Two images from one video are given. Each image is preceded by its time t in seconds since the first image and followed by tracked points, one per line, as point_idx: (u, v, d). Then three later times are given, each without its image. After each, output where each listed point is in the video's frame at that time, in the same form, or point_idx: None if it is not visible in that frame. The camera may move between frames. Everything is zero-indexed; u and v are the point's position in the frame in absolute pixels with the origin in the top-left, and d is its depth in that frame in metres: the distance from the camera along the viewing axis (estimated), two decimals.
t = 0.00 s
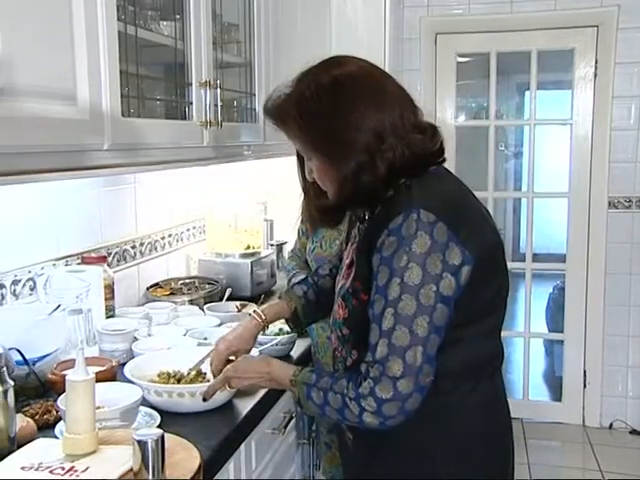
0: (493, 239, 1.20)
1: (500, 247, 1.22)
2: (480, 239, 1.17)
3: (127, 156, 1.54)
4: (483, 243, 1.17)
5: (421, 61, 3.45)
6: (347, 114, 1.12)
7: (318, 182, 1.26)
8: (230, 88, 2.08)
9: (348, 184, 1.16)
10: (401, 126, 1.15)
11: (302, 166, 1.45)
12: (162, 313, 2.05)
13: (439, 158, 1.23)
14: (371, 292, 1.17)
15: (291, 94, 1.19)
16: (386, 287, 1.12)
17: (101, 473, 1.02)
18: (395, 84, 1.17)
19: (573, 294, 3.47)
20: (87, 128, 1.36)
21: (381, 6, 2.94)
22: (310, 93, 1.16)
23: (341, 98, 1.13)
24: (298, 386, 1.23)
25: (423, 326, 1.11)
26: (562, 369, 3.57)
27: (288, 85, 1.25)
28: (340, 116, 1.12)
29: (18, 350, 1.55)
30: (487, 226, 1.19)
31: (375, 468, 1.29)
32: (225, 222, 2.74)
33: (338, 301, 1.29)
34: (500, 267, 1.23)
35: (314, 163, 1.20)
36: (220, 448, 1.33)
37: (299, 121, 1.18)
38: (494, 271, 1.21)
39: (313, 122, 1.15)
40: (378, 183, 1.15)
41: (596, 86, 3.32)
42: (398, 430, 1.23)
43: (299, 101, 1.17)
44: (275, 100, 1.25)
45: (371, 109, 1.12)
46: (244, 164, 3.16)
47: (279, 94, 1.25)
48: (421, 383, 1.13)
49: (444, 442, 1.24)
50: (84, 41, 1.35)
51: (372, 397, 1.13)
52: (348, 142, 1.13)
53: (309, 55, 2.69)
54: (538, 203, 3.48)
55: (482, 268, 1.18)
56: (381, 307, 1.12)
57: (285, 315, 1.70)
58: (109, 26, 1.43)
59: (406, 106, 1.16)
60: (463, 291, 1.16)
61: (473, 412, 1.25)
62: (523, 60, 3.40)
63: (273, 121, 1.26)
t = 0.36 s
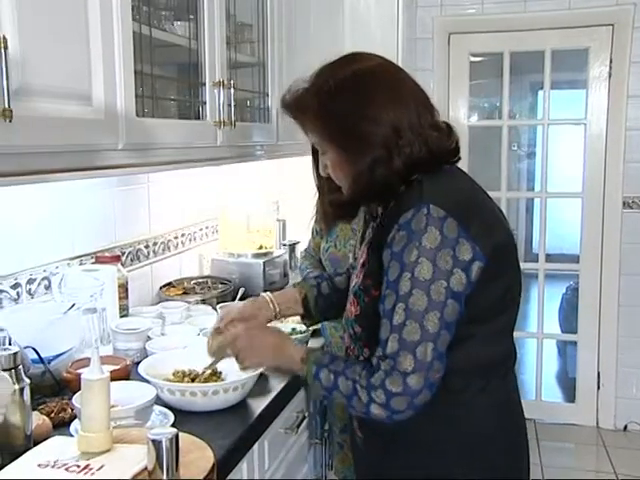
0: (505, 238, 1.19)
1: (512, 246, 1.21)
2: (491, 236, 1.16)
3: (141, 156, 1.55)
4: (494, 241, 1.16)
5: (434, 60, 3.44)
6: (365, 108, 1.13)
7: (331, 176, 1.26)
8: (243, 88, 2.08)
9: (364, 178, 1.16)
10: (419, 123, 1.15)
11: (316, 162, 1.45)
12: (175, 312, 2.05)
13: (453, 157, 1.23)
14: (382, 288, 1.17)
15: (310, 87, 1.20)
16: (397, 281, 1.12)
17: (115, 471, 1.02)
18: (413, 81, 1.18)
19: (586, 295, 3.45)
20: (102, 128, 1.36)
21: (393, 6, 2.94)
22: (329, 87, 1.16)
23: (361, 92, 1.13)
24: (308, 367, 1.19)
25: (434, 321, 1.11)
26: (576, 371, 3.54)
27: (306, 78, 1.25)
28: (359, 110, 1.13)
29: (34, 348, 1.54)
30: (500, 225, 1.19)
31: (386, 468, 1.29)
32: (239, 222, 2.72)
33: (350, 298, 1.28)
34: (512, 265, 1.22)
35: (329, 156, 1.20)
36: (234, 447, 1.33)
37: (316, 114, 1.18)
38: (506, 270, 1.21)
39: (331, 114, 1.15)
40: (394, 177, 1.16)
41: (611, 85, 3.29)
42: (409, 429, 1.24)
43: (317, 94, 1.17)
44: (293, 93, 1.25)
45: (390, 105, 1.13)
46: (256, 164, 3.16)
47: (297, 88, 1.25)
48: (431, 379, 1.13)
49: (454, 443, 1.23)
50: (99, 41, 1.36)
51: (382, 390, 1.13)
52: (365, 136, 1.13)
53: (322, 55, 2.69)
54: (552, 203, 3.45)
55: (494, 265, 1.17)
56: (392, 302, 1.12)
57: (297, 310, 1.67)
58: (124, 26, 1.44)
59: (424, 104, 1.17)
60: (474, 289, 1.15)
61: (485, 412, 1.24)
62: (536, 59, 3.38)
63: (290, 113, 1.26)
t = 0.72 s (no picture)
0: (509, 238, 1.19)
1: (517, 247, 1.21)
2: (491, 237, 1.15)
3: (151, 156, 1.55)
4: (495, 241, 1.16)
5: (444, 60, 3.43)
6: (384, 101, 1.14)
7: (344, 168, 1.27)
8: (254, 88, 2.08)
9: (379, 170, 1.17)
10: (436, 121, 1.17)
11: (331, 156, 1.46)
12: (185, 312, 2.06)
13: (468, 157, 1.24)
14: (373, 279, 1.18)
15: (330, 79, 1.21)
16: (383, 274, 1.13)
17: (126, 468, 1.02)
18: (434, 79, 1.19)
19: (598, 295, 3.43)
20: (113, 128, 1.37)
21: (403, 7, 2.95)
22: (350, 78, 1.17)
23: (382, 85, 1.14)
24: (280, 359, 1.27)
25: (414, 315, 1.11)
26: (586, 372, 3.52)
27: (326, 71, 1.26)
28: (378, 102, 1.14)
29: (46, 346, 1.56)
30: (504, 225, 1.18)
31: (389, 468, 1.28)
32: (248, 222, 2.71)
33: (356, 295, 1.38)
34: (517, 266, 1.22)
35: (346, 148, 1.21)
36: (245, 447, 1.33)
37: (335, 105, 1.19)
38: (508, 271, 1.19)
39: (349, 105, 1.17)
40: (410, 170, 1.16)
41: (623, 85, 3.27)
42: (413, 429, 1.23)
43: (338, 85, 1.18)
44: (312, 84, 1.26)
45: (409, 99, 1.14)
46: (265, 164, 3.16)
47: (317, 79, 1.26)
48: (402, 370, 1.13)
49: (463, 444, 1.22)
50: (111, 41, 1.37)
51: (354, 377, 1.16)
52: (383, 129, 1.14)
53: (332, 55, 2.70)
54: (562, 203, 3.44)
55: (492, 266, 1.16)
56: (376, 293, 1.13)
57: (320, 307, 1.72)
58: (136, 26, 1.45)
59: (442, 103, 1.18)
60: (468, 288, 1.14)
61: (490, 413, 1.23)
62: (547, 59, 3.37)
63: (308, 104, 1.27)
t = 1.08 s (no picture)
0: (515, 239, 1.18)
1: (523, 248, 1.20)
2: (496, 238, 1.15)
3: (161, 156, 1.55)
4: (501, 242, 1.15)
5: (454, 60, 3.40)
6: (390, 101, 1.15)
7: (351, 168, 1.28)
8: (264, 88, 2.08)
9: (382, 170, 1.18)
10: (442, 122, 1.17)
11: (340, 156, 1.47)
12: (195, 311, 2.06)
13: (475, 159, 1.24)
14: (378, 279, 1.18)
15: (338, 78, 1.22)
16: (387, 276, 1.13)
17: (138, 467, 1.03)
18: (439, 80, 1.20)
19: (608, 296, 3.41)
20: (124, 128, 1.37)
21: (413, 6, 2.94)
22: (357, 78, 1.18)
23: (387, 85, 1.15)
24: (288, 358, 1.27)
25: (418, 316, 1.10)
26: (597, 373, 3.51)
27: (334, 71, 1.27)
28: (384, 101, 1.15)
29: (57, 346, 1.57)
30: (511, 226, 1.18)
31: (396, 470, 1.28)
32: (259, 222, 2.70)
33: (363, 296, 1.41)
34: (523, 267, 1.21)
35: (351, 147, 1.22)
36: (256, 446, 1.33)
37: (342, 105, 1.21)
38: (514, 272, 1.19)
39: (355, 104, 1.18)
40: (413, 170, 1.16)
41: (634, 84, 3.26)
42: (420, 432, 1.24)
43: (345, 85, 1.19)
44: (320, 83, 1.27)
45: (415, 100, 1.15)
46: (275, 164, 3.17)
47: (325, 79, 1.27)
48: (408, 371, 1.13)
49: (470, 446, 1.22)
50: (123, 42, 1.37)
51: (358, 377, 1.16)
52: (388, 128, 1.15)
53: (341, 55, 2.70)
54: (573, 203, 3.42)
55: (497, 267, 1.15)
56: (380, 295, 1.13)
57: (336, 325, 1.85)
58: (147, 27, 1.45)
59: (449, 104, 1.19)
60: (473, 289, 1.14)
61: (498, 416, 1.22)
62: (557, 58, 3.35)
63: (317, 104, 1.28)
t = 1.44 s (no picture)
0: (524, 239, 1.18)
1: (533, 248, 1.20)
2: (505, 239, 1.15)
3: (165, 155, 1.52)
4: (511, 243, 1.15)
5: (464, 60, 3.38)
6: (398, 101, 1.14)
7: (359, 169, 1.27)
8: (275, 88, 2.09)
9: (391, 170, 1.18)
10: (451, 121, 1.17)
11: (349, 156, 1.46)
12: (207, 311, 2.07)
13: (484, 158, 1.23)
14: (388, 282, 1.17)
15: (346, 78, 1.21)
16: (397, 278, 1.12)
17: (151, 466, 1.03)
18: (448, 79, 1.19)
19: (620, 297, 3.39)
20: (136, 128, 1.38)
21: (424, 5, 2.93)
22: (365, 78, 1.17)
23: (395, 85, 1.15)
24: (297, 365, 1.25)
25: (429, 319, 1.10)
26: (608, 374, 3.49)
27: (342, 71, 1.27)
28: (392, 102, 1.15)
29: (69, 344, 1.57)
30: (521, 228, 1.18)
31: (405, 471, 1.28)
32: (269, 223, 2.70)
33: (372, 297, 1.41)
34: (533, 267, 1.21)
35: (359, 148, 1.21)
36: (267, 446, 1.33)
37: (350, 105, 1.20)
38: (523, 273, 1.18)
39: (363, 104, 1.18)
40: (422, 171, 1.16)
41: None
42: (429, 434, 1.23)
43: (353, 85, 1.19)
44: (328, 83, 1.26)
45: (423, 99, 1.15)
46: (285, 164, 3.17)
47: (333, 79, 1.26)
48: (419, 374, 1.12)
49: (481, 448, 1.21)
50: (136, 42, 1.38)
51: (370, 382, 1.15)
52: (396, 128, 1.15)
53: (352, 55, 2.70)
54: (584, 203, 3.40)
55: (506, 268, 1.15)
56: (389, 297, 1.12)
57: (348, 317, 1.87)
58: (160, 27, 1.46)
59: (457, 104, 1.19)
60: (483, 291, 1.14)
61: (508, 418, 1.22)
62: (570, 58, 3.34)
63: (324, 104, 1.28)
